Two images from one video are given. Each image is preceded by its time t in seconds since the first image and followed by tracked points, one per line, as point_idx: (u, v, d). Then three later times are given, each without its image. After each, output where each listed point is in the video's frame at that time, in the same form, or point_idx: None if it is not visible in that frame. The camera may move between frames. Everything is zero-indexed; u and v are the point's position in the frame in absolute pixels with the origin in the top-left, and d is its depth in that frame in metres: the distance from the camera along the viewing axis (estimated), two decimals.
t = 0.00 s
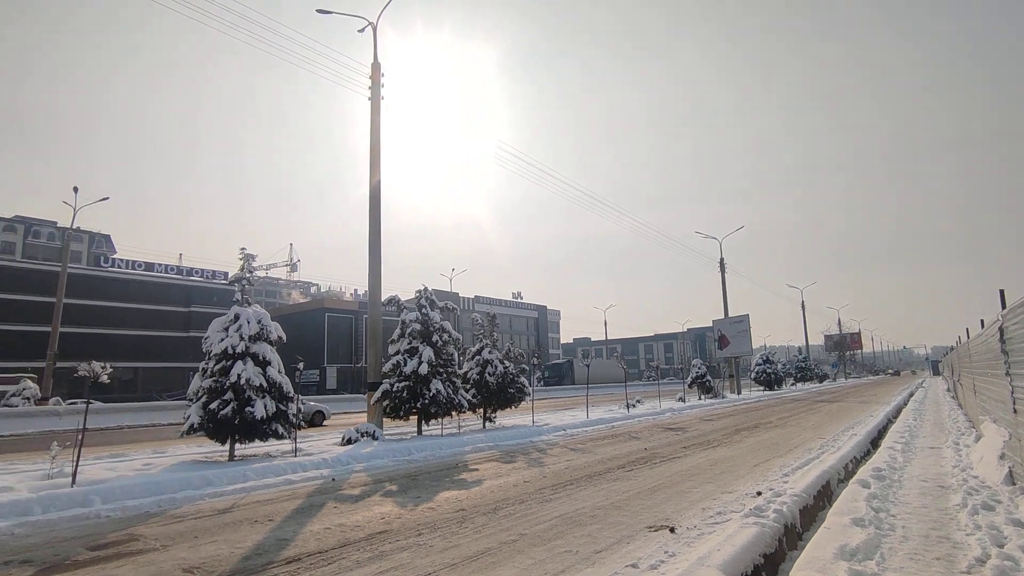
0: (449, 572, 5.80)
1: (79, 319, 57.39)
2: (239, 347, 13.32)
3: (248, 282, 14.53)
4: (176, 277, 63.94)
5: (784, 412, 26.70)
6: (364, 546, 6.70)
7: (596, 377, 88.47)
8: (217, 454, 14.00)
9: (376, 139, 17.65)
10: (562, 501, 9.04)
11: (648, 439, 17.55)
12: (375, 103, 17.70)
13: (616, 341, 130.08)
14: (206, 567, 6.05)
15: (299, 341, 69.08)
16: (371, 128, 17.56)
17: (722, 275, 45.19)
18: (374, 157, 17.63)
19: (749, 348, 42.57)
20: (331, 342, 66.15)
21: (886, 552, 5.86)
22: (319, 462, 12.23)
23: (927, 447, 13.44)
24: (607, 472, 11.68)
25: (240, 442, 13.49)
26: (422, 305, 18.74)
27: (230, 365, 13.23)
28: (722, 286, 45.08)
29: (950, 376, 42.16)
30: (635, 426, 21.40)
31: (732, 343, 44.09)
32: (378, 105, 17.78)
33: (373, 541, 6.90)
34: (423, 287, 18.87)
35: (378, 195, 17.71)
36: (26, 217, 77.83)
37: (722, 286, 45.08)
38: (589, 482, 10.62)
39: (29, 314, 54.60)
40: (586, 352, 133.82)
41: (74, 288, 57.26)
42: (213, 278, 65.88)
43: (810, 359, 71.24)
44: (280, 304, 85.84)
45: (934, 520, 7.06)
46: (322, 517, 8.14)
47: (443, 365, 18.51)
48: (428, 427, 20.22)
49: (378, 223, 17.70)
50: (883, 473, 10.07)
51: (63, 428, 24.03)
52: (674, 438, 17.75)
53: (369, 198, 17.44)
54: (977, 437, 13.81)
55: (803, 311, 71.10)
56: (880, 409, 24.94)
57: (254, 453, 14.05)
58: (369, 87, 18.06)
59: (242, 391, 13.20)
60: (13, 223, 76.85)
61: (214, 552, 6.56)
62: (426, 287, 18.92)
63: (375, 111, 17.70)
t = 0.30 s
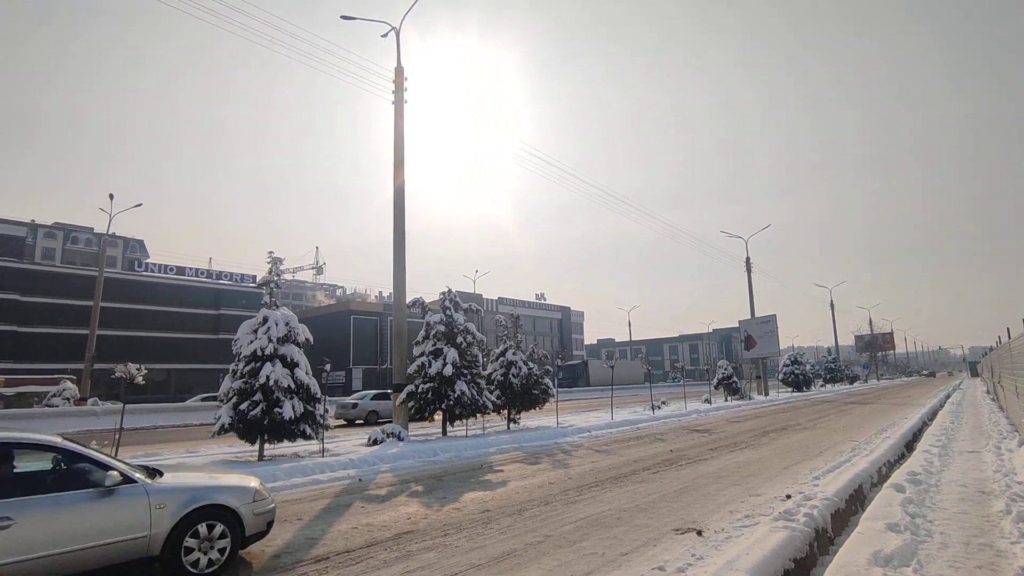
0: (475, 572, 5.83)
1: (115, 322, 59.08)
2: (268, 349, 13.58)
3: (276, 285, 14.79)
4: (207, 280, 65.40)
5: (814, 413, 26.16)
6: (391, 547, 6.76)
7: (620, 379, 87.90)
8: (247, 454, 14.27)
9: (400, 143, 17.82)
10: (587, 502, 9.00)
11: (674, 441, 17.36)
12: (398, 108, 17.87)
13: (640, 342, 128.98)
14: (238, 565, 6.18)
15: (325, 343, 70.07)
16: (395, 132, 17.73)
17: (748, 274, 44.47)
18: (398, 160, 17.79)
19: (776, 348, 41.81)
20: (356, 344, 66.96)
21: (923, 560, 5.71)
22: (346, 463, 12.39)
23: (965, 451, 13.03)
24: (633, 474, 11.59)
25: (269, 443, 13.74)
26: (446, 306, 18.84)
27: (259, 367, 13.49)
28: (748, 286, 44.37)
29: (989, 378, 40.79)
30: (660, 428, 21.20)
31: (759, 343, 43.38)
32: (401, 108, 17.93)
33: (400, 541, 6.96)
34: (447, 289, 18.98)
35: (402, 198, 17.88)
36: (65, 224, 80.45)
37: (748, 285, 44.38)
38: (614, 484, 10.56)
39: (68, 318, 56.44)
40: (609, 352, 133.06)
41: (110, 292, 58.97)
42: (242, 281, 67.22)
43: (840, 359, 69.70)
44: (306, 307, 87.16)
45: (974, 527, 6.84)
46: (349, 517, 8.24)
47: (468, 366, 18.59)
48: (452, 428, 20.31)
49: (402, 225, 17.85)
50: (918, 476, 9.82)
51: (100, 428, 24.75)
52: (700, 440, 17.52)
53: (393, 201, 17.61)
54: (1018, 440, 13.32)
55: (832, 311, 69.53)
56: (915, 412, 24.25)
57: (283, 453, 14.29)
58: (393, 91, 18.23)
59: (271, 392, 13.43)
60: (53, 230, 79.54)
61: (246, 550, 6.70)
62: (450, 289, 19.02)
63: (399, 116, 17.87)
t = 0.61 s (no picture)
0: (504, 572, 5.85)
1: (152, 324, 60.83)
2: (298, 350, 13.84)
3: (305, 286, 15.05)
4: (239, 283, 66.87)
5: (848, 415, 25.50)
6: (421, 545, 6.83)
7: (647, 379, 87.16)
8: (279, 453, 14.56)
9: (426, 146, 17.98)
10: (614, 503, 8.94)
11: (703, 442, 17.12)
12: (424, 110, 18.02)
13: (667, 342, 127.60)
14: (272, 561, 6.31)
15: (353, 344, 71.02)
16: (421, 134, 17.89)
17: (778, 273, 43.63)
18: (424, 162, 17.96)
19: (808, 348, 40.94)
20: (384, 345, 67.73)
21: (966, 568, 5.52)
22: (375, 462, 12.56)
23: (1010, 455, 12.55)
24: (661, 475, 11.47)
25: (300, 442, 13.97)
26: (472, 307, 18.92)
27: (289, 367, 13.74)
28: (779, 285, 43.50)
29: None
30: (689, 429, 20.95)
31: (790, 343, 42.53)
32: (427, 111, 18.09)
33: (429, 540, 7.02)
34: (474, 290, 19.06)
35: (429, 200, 18.05)
36: (105, 229, 83.22)
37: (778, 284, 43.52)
38: (642, 485, 10.48)
39: (108, 320, 58.33)
40: (636, 353, 132.06)
41: (147, 294, 60.77)
42: (273, 283, 68.59)
43: (875, 360, 67.93)
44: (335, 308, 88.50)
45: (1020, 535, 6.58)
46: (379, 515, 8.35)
47: (494, 366, 18.64)
48: (479, 428, 20.38)
49: (428, 227, 17.99)
50: (960, 481, 9.50)
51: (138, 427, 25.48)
52: (730, 441, 17.25)
53: (420, 204, 17.77)
54: None
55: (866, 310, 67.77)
56: (955, 414, 23.44)
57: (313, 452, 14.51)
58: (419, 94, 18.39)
59: (301, 392, 13.66)
60: (93, 235, 82.30)
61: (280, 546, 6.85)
62: (476, 290, 19.08)
63: (425, 118, 18.02)
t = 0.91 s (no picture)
0: (538, 572, 5.86)
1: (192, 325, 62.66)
2: (333, 350, 14.07)
3: (339, 287, 15.30)
4: (275, 285, 68.45)
5: (890, 416, 24.73)
6: (455, 544, 6.87)
7: (680, 379, 85.94)
8: (316, 452, 14.83)
9: (456, 147, 18.09)
10: (648, 505, 8.84)
11: (738, 444, 16.81)
12: (454, 111, 18.14)
13: (700, 341, 125.69)
14: (310, 557, 6.43)
15: (385, 344, 71.95)
16: (451, 136, 18.00)
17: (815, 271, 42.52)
18: (453, 163, 18.08)
19: (847, 348, 39.81)
20: (415, 345, 68.42)
21: None
22: (409, 461, 12.71)
23: None
24: (696, 476, 11.31)
25: (335, 441, 14.21)
26: (503, 307, 18.97)
27: (324, 368, 13.99)
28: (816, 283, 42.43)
29: None
30: (723, 430, 20.62)
31: (827, 343, 41.44)
32: (456, 112, 18.21)
33: (463, 539, 7.06)
34: (505, 289, 19.11)
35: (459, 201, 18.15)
36: (148, 234, 86.20)
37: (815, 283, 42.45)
38: (676, 486, 10.34)
39: (151, 321, 60.35)
40: (669, 352, 130.43)
41: (187, 297, 62.68)
42: (308, 285, 70.00)
43: (919, 360, 65.62)
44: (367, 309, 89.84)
45: None
46: (413, 514, 8.43)
47: (526, 366, 18.65)
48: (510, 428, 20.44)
49: (459, 228, 18.12)
50: (1013, 487, 9.11)
51: (181, 426, 26.30)
52: (766, 443, 16.90)
53: (450, 205, 17.92)
54: None
55: (909, 308, 65.51)
56: (1007, 416, 22.43)
57: (348, 451, 14.75)
58: (448, 95, 18.52)
59: (336, 392, 13.88)
60: (137, 239, 85.32)
61: (317, 543, 6.98)
62: (507, 289, 19.13)
63: (455, 120, 18.14)
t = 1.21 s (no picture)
0: (571, 572, 5.84)
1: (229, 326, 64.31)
2: (365, 350, 14.27)
3: (370, 288, 15.52)
4: (307, 286, 69.75)
5: (934, 418, 23.87)
6: (487, 543, 6.90)
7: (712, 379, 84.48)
8: (348, 450, 15.09)
9: (485, 149, 18.15)
10: (681, 506, 8.72)
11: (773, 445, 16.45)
12: (482, 114, 18.22)
13: (732, 340, 123.48)
14: (345, 554, 6.55)
15: (415, 345, 72.65)
16: (479, 138, 18.08)
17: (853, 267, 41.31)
18: (482, 164, 18.15)
19: (887, 347, 38.58)
20: (445, 345, 68.90)
21: None
22: (440, 460, 12.82)
23: None
24: (730, 478, 11.10)
25: (367, 440, 14.40)
26: (533, 307, 18.95)
27: (357, 367, 14.20)
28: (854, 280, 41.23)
29: None
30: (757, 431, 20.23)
31: (866, 342, 40.23)
32: (485, 113, 18.27)
33: (494, 538, 7.09)
34: (534, 289, 19.08)
35: (488, 202, 18.22)
36: (186, 238, 88.85)
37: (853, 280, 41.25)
38: (711, 487, 10.17)
39: (191, 322, 62.15)
40: (700, 352, 128.49)
41: (224, 298, 64.36)
42: (339, 286, 71.16)
43: (964, 360, 63.18)
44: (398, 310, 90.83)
45: None
46: (444, 513, 8.49)
47: (555, 366, 18.60)
48: (540, 428, 20.43)
49: (487, 228, 18.17)
50: None
51: (220, 424, 27.04)
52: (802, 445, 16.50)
53: (478, 205, 17.99)
54: None
55: (954, 306, 63.12)
56: None
57: (380, 450, 14.94)
58: (476, 96, 18.60)
59: (369, 391, 14.08)
60: (176, 243, 87.97)
61: (352, 540, 7.08)
62: (536, 289, 19.10)
63: (483, 122, 18.21)
